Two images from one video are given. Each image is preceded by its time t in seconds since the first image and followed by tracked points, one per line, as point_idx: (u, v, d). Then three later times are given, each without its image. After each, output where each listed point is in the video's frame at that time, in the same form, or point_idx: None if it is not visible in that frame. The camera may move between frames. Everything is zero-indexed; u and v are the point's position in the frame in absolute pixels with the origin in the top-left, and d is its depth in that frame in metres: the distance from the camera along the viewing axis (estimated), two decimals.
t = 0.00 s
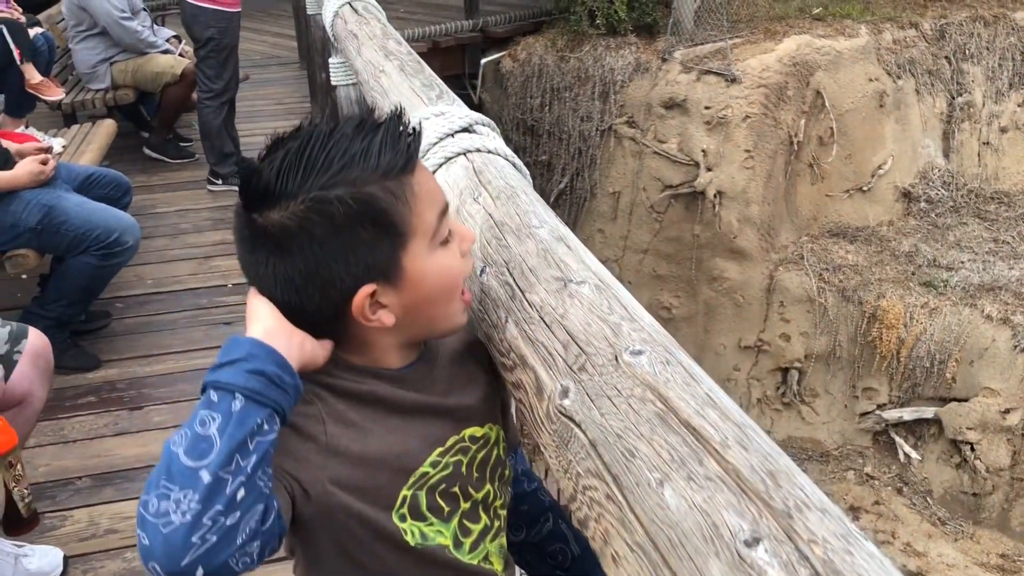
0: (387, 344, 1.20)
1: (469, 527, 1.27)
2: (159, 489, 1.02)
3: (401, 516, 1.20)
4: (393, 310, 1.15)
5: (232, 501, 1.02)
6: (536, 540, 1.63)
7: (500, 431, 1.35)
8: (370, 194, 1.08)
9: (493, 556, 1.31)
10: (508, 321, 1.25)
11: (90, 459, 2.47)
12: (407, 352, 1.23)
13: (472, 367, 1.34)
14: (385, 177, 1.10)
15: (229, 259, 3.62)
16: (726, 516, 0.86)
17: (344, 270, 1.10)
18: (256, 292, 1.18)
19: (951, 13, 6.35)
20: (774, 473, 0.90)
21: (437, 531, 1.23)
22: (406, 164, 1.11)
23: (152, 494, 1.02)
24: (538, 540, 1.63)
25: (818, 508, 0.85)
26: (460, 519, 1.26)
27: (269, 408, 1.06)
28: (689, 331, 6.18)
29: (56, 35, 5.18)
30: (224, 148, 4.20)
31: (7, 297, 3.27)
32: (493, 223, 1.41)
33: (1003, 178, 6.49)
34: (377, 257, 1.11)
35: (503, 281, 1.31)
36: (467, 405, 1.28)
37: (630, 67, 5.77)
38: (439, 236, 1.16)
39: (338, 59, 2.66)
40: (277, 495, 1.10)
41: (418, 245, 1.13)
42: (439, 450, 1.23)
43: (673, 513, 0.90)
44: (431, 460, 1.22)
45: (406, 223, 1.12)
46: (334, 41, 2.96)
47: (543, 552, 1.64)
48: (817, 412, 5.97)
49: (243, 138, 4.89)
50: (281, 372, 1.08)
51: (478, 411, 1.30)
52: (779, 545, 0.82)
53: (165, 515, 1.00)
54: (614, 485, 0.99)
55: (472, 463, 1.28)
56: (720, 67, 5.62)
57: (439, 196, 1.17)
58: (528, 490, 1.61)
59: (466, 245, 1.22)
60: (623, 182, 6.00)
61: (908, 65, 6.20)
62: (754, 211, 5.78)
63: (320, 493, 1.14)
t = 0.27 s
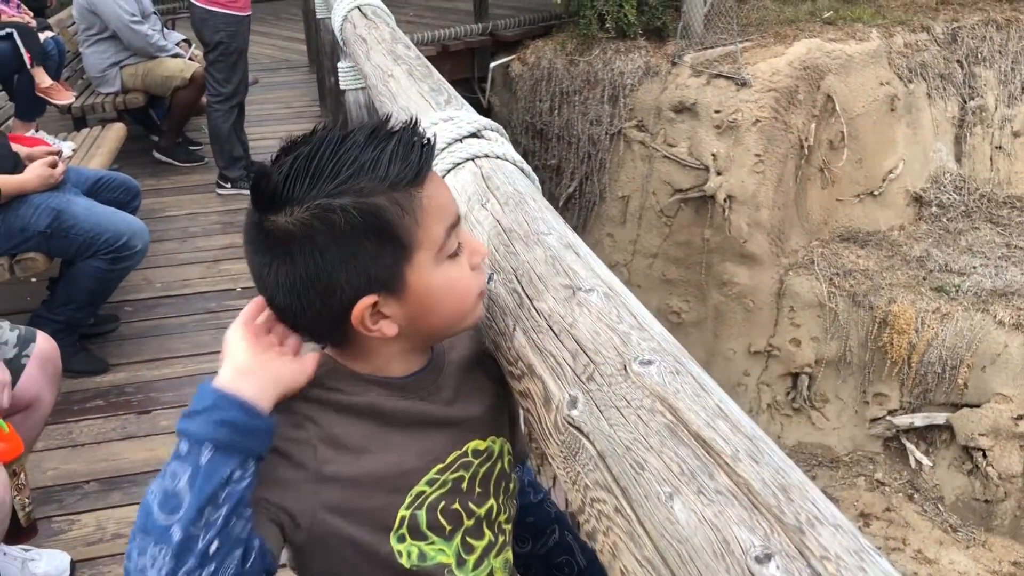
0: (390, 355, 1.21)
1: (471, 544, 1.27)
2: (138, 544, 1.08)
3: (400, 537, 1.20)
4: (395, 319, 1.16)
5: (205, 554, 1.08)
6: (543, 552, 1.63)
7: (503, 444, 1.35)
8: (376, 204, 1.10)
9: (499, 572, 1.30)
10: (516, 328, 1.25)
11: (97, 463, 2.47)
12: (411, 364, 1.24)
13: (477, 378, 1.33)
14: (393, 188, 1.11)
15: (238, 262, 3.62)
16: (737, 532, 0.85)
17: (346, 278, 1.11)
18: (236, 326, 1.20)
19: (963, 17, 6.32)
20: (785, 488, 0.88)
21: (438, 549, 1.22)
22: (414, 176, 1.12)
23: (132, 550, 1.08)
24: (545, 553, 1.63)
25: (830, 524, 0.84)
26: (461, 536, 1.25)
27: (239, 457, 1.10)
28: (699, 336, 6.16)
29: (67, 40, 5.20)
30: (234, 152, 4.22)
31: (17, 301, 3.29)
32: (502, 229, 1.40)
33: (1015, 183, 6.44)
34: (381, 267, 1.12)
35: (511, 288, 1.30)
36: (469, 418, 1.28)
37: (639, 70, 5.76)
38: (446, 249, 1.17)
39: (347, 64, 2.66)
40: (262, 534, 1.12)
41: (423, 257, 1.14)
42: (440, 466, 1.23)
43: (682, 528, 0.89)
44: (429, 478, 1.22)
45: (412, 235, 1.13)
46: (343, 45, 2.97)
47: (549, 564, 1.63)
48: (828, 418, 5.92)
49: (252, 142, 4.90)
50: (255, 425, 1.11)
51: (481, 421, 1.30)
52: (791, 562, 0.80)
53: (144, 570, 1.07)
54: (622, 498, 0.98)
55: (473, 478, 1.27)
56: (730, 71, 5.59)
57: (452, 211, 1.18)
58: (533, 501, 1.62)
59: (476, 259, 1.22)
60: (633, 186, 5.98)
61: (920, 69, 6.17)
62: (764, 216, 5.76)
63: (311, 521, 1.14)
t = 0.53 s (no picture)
0: (395, 354, 1.21)
1: (478, 556, 1.28)
2: None
3: (401, 555, 1.22)
4: (400, 318, 1.17)
5: None
6: (546, 555, 1.62)
7: (506, 449, 1.35)
8: (382, 200, 1.10)
9: None
10: (521, 325, 1.24)
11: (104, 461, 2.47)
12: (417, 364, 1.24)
13: (480, 379, 1.33)
14: (401, 184, 1.11)
15: (244, 261, 3.62)
16: (744, 529, 0.84)
17: (349, 273, 1.12)
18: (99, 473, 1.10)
19: (972, 14, 6.28)
20: (793, 485, 0.88)
21: (445, 565, 1.24)
22: (423, 173, 1.12)
23: None
24: (548, 556, 1.62)
25: (838, 522, 0.83)
26: (468, 550, 1.27)
27: None
28: (705, 334, 6.15)
29: (74, 38, 5.21)
30: (239, 150, 4.22)
31: (24, 299, 3.29)
32: (506, 225, 1.40)
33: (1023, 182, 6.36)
34: (384, 264, 1.12)
35: (516, 285, 1.30)
36: (467, 426, 1.28)
37: (646, 68, 5.75)
38: (454, 250, 1.16)
39: (353, 61, 2.66)
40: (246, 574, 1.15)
41: (429, 257, 1.14)
42: (440, 480, 1.24)
43: (689, 526, 0.88)
44: (429, 494, 1.23)
45: (418, 234, 1.12)
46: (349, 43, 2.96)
47: (553, 567, 1.63)
48: (834, 417, 5.89)
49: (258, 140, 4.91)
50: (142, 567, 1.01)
51: (483, 428, 1.30)
52: (798, 560, 0.80)
53: None
54: (628, 495, 0.97)
55: (475, 489, 1.28)
56: (737, 69, 5.59)
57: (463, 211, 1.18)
58: (537, 503, 1.61)
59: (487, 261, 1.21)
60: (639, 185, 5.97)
61: (928, 66, 6.14)
62: (771, 214, 5.74)
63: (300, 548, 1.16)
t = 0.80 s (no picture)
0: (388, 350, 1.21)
1: (479, 554, 1.28)
2: None
3: (401, 552, 1.22)
4: (393, 314, 1.17)
5: None
6: (552, 554, 1.62)
7: (509, 446, 1.35)
8: (383, 194, 1.10)
9: None
10: (527, 318, 1.25)
11: (110, 454, 2.48)
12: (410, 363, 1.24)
13: (482, 372, 1.33)
14: (404, 180, 1.11)
15: (249, 255, 3.63)
16: (751, 520, 0.84)
17: (344, 265, 1.12)
18: None
19: (977, 8, 6.27)
20: (800, 475, 0.88)
21: (446, 562, 1.25)
22: (427, 171, 1.12)
23: None
24: (554, 555, 1.62)
25: (845, 512, 0.83)
26: (470, 548, 1.27)
27: None
28: (709, 329, 6.14)
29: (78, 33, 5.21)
30: (245, 144, 4.23)
31: (29, 293, 3.30)
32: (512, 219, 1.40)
33: None
34: (380, 259, 1.12)
35: (521, 277, 1.30)
36: (468, 423, 1.28)
37: (650, 63, 5.73)
38: (451, 249, 1.16)
39: (357, 55, 2.66)
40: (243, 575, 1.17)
41: (426, 255, 1.14)
42: (440, 478, 1.24)
43: (695, 516, 0.88)
44: (430, 491, 1.23)
45: (417, 231, 1.13)
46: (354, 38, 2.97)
47: (559, 565, 1.63)
48: (839, 412, 5.90)
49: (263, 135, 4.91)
50: None
51: (485, 425, 1.30)
52: (804, 550, 0.80)
53: None
54: (634, 486, 0.97)
55: (476, 486, 1.28)
56: (741, 64, 5.59)
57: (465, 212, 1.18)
58: (544, 501, 1.61)
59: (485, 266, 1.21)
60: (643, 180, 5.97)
61: (933, 60, 6.12)
62: (775, 209, 5.74)
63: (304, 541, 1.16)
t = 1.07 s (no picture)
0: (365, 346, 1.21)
1: (469, 549, 1.29)
2: None
3: (388, 543, 1.23)
4: (360, 315, 1.16)
5: None
6: (556, 547, 1.62)
7: (504, 441, 1.34)
8: (344, 197, 1.10)
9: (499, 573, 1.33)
10: (531, 310, 1.25)
11: (114, 448, 2.48)
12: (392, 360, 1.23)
13: (480, 365, 1.33)
14: (365, 184, 1.10)
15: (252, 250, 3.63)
16: (758, 511, 0.84)
17: (308, 261, 1.13)
18: None
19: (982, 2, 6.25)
20: (806, 467, 0.88)
21: (433, 557, 1.25)
22: (392, 176, 1.10)
23: None
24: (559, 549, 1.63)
25: (852, 503, 0.83)
26: (458, 543, 1.27)
27: None
28: (713, 323, 6.13)
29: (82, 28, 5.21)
30: (249, 139, 4.22)
31: (33, 287, 3.30)
32: (517, 212, 1.40)
33: None
34: (340, 259, 1.12)
35: (527, 270, 1.31)
36: (464, 417, 1.27)
37: (654, 57, 5.71)
38: (418, 257, 1.13)
39: (361, 50, 2.66)
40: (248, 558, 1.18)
41: (385, 262, 1.12)
42: (430, 472, 1.23)
43: (701, 507, 0.89)
44: (419, 486, 1.23)
45: (377, 236, 1.11)
46: (356, 32, 2.97)
47: (564, 559, 1.64)
48: (842, 407, 5.89)
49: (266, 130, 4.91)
50: None
51: (481, 418, 1.29)
52: (811, 541, 0.80)
53: None
54: (640, 478, 0.98)
55: (468, 482, 1.28)
56: (745, 57, 5.58)
57: (440, 220, 1.14)
58: (547, 494, 1.59)
59: (468, 272, 1.16)
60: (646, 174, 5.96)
61: (938, 54, 6.10)
62: (779, 203, 5.73)
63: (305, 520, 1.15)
